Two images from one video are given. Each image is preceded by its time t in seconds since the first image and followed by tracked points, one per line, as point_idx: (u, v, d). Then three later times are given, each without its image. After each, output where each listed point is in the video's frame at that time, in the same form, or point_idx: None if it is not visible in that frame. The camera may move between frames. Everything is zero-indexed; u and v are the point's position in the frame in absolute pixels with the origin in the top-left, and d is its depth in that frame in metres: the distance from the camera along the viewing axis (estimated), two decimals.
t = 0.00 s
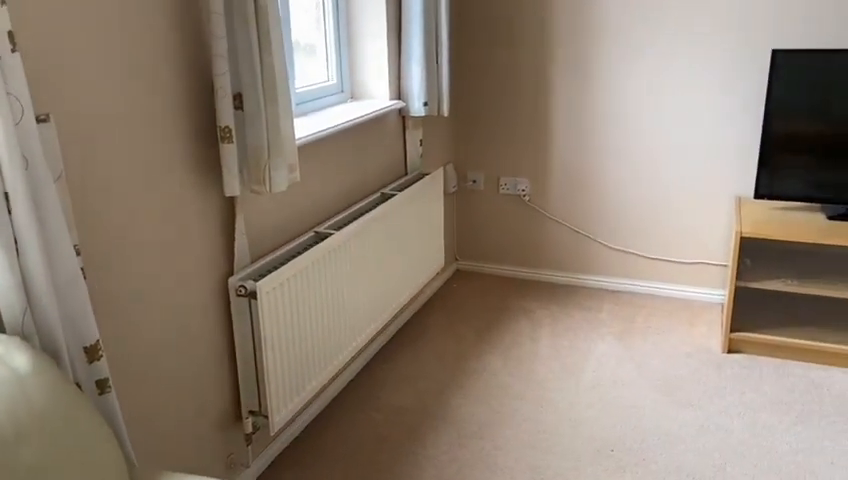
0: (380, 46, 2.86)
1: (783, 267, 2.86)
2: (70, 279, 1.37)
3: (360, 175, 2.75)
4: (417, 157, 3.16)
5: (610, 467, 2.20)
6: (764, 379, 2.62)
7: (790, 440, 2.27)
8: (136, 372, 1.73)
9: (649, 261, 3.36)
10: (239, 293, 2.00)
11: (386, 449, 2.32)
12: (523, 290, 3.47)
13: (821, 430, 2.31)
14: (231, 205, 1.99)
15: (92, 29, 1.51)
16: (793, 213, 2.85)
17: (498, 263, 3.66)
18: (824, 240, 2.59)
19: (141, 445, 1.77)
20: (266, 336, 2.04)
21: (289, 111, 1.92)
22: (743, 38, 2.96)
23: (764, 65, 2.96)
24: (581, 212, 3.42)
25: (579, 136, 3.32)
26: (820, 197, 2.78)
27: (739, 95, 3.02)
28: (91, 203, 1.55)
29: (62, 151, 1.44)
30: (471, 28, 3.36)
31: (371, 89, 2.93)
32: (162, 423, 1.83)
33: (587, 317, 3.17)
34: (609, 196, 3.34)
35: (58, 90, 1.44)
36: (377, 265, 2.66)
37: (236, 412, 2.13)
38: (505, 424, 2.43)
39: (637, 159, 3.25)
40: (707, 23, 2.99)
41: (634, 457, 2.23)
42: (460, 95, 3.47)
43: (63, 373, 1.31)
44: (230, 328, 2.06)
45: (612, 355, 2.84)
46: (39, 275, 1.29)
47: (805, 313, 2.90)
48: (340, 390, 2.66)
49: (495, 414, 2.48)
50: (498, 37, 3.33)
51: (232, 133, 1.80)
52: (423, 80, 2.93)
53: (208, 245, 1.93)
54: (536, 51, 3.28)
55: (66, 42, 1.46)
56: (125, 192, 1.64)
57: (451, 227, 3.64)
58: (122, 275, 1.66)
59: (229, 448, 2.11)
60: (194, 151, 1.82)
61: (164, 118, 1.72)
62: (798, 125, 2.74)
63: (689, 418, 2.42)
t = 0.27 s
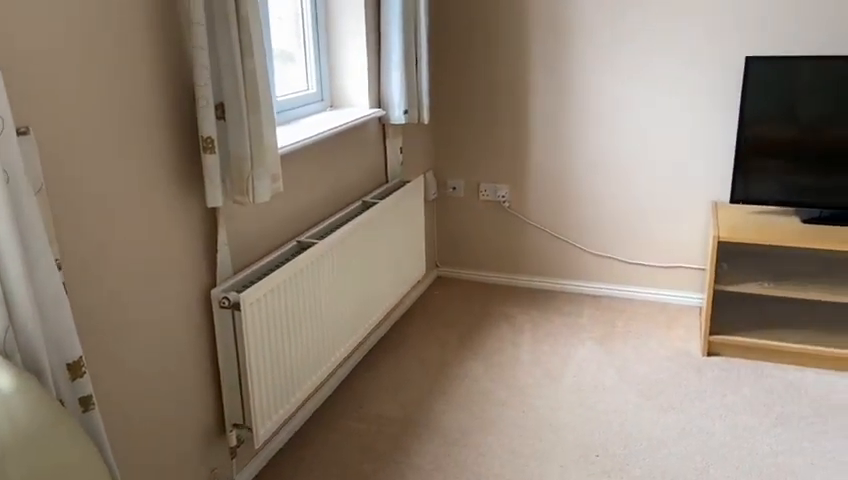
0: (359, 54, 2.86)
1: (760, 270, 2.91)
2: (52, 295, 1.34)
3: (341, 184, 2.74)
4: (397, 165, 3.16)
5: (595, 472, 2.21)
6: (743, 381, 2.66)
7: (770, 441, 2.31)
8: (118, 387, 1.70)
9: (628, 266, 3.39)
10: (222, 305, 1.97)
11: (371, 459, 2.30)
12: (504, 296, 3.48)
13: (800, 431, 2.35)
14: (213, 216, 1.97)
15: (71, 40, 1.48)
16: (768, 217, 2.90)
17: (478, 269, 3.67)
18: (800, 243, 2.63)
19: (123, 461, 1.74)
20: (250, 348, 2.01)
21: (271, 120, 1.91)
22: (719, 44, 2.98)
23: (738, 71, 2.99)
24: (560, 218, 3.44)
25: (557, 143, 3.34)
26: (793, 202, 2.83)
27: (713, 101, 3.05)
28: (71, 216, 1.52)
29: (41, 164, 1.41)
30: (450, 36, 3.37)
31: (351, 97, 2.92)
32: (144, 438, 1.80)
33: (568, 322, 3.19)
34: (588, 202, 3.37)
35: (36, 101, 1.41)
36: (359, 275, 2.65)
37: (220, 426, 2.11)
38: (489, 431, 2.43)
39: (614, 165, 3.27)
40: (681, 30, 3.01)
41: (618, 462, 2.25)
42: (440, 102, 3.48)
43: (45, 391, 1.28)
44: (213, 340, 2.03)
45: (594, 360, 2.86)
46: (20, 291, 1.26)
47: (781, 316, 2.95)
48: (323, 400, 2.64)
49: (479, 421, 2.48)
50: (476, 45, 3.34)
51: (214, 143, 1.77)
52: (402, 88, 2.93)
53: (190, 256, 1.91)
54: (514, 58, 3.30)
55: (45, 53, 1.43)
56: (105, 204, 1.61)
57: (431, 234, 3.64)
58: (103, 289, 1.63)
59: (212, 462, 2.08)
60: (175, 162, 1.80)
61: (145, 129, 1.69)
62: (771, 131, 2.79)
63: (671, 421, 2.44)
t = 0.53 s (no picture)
0: (328, 60, 2.84)
1: (725, 272, 2.96)
2: (16, 309, 1.29)
3: (311, 191, 2.72)
4: (367, 171, 3.15)
5: (568, 475, 2.22)
6: (710, 381, 2.70)
7: (738, 440, 2.35)
8: (83, 402, 1.65)
9: (597, 269, 3.42)
10: (190, 315, 1.93)
11: (344, 468, 2.28)
12: (475, 301, 3.49)
13: (766, 429, 2.40)
14: (181, 225, 1.93)
15: (32, 45, 1.44)
16: (732, 219, 2.96)
17: (449, 275, 3.67)
18: (762, 245, 2.69)
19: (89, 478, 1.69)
20: (220, 359, 1.97)
21: (240, 127, 1.88)
22: (682, 50, 3.04)
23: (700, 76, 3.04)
24: (529, 223, 3.46)
25: (525, 148, 3.37)
26: (755, 204, 2.89)
27: (677, 106, 3.11)
28: (33, 227, 1.48)
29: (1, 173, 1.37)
30: (418, 42, 3.38)
31: (320, 104, 2.90)
32: (111, 454, 1.75)
33: (538, 326, 3.20)
34: (556, 206, 3.40)
35: None
36: (330, 282, 2.62)
37: (189, 438, 2.06)
38: (463, 437, 2.42)
39: (581, 170, 3.31)
40: (645, 36, 3.06)
41: (590, 464, 2.26)
42: (409, 108, 3.48)
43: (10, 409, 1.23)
44: (182, 351, 1.99)
45: (565, 363, 2.88)
46: None
47: (746, 316, 3.01)
48: (295, 410, 2.61)
49: (452, 427, 2.48)
50: (444, 51, 3.36)
51: (181, 151, 1.74)
52: (371, 94, 2.92)
53: (158, 266, 1.87)
54: (482, 65, 3.32)
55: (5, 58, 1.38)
56: (69, 214, 1.57)
57: (402, 240, 3.63)
58: (67, 301, 1.59)
59: (181, 476, 2.03)
60: (142, 170, 1.76)
61: (110, 137, 1.65)
62: (733, 135, 2.85)
63: (641, 422, 2.47)
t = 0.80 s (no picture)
0: (295, 64, 2.81)
1: (690, 272, 3.01)
2: None
3: (279, 195, 2.69)
4: (336, 175, 3.13)
5: (540, 476, 2.22)
6: (678, 380, 2.74)
7: (706, 437, 2.39)
8: (47, 416, 1.60)
9: (565, 271, 3.45)
10: (157, 325, 1.89)
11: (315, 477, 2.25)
12: (445, 305, 3.49)
13: (733, 427, 2.44)
14: (146, 232, 1.89)
15: None
16: (696, 220, 3.01)
17: (419, 278, 3.67)
18: (726, 245, 2.74)
19: None
20: (188, 369, 1.93)
21: (206, 131, 1.85)
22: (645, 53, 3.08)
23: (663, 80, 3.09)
24: (498, 226, 3.48)
25: (493, 151, 3.38)
26: (718, 205, 2.95)
27: (641, 109, 3.15)
28: None
29: None
30: (385, 46, 3.38)
31: (286, 107, 2.87)
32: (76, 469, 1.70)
33: (509, 328, 3.22)
34: (524, 209, 3.42)
35: None
36: (299, 288, 2.59)
37: (157, 451, 2.02)
38: (435, 441, 2.41)
39: (549, 172, 3.33)
40: (610, 40, 3.10)
41: (563, 465, 2.27)
42: (377, 112, 3.48)
43: None
44: (149, 362, 1.95)
45: (535, 365, 2.89)
46: None
47: (711, 315, 3.06)
48: (266, 418, 2.57)
49: (425, 432, 2.47)
50: (412, 55, 3.36)
51: (147, 157, 1.71)
52: (340, 97, 2.90)
53: (124, 274, 1.82)
54: (449, 68, 3.33)
55: None
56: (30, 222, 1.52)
57: (371, 245, 3.62)
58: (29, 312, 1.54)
59: None
60: (105, 176, 1.72)
61: (72, 142, 1.61)
62: (696, 137, 2.91)
63: (611, 422, 2.49)
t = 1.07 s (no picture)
0: (266, 66, 2.79)
1: (660, 271, 3.06)
2: None
3: (251, 199, 2.67)
4: (309, 178, 3.12)
5: (516, 476, 2.24)
6: (650, 378, 2.79)
7: (678, 434, 2.42)
8: (17, 426, 1.57)
9: (538, 272, 3.48)
10: (129, 331, 1.87)
11: None
12: (420, 307, 3.50)
13: (704, 423, 2.48)
14: (117, 238, 1.86)
15: None
16: (665, 220, 3.06)
17: (393, 281, 3.67)
18: (694, 244, 2.79)
19: None
20: (162, 375, 1.91)
21: (178, 135, 1.82)
22: (613, 55, 3.12)
23: (633, 82, 3.13)
24: (472, 228, 3.49)
25: (466, 153, 3.40)
26: (687, 205, 3.01)
27: (611, 111, 3.19)
28: None
29: None
30: (357, 49, 3.37)
31: (258, 110, 2.85)
32: None
33: (483, 330, 3.23)
34: (497, 211, 3.44)
35: None
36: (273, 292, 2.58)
37: (130, 459, 1.99)
38: (411, 444, 2.41)
39: (522, 174, 3.36)
40: (579, 43, 3.13)
41: (538, 465, 2.29)
42: (349, 115, 3.47)
43: None
44: (120, 369, 1.92)
45: (510, 366, 2.91)
46: None
47: (681, 313, 3.11)
48: (240, 424, 2.55)
49: (402, 434, 2.47)
50: (383, 58, 3.36)
51: (116, 161, 1.68)
52: (312, 100, 2.88)
53: (94, 281, 1.79)
54: (421, 71, 3.34)
55: None
56: None
57: (345, 248, 3.61)
58: None
59: None
60: (74, 180, 1.69)
61: (39, 146, 1.58)
62: (665, 139, 2.96)
63: (586, 421, 2.52)
